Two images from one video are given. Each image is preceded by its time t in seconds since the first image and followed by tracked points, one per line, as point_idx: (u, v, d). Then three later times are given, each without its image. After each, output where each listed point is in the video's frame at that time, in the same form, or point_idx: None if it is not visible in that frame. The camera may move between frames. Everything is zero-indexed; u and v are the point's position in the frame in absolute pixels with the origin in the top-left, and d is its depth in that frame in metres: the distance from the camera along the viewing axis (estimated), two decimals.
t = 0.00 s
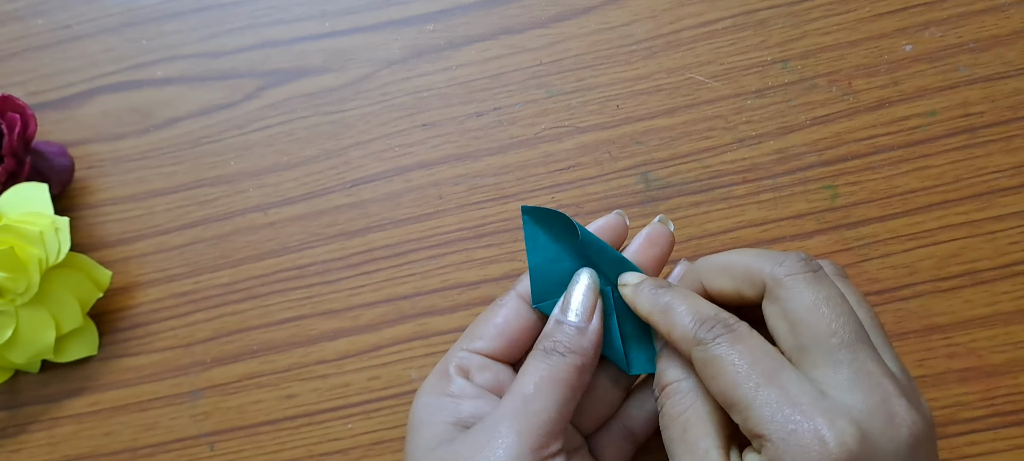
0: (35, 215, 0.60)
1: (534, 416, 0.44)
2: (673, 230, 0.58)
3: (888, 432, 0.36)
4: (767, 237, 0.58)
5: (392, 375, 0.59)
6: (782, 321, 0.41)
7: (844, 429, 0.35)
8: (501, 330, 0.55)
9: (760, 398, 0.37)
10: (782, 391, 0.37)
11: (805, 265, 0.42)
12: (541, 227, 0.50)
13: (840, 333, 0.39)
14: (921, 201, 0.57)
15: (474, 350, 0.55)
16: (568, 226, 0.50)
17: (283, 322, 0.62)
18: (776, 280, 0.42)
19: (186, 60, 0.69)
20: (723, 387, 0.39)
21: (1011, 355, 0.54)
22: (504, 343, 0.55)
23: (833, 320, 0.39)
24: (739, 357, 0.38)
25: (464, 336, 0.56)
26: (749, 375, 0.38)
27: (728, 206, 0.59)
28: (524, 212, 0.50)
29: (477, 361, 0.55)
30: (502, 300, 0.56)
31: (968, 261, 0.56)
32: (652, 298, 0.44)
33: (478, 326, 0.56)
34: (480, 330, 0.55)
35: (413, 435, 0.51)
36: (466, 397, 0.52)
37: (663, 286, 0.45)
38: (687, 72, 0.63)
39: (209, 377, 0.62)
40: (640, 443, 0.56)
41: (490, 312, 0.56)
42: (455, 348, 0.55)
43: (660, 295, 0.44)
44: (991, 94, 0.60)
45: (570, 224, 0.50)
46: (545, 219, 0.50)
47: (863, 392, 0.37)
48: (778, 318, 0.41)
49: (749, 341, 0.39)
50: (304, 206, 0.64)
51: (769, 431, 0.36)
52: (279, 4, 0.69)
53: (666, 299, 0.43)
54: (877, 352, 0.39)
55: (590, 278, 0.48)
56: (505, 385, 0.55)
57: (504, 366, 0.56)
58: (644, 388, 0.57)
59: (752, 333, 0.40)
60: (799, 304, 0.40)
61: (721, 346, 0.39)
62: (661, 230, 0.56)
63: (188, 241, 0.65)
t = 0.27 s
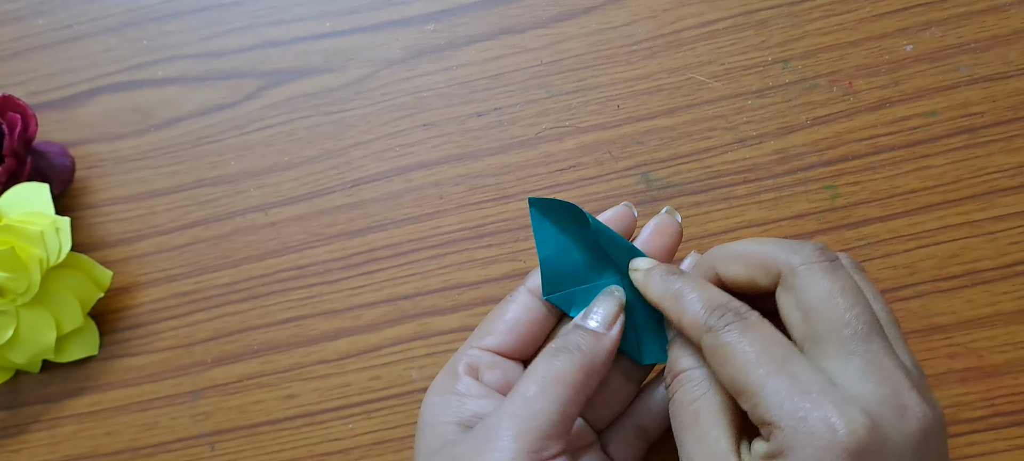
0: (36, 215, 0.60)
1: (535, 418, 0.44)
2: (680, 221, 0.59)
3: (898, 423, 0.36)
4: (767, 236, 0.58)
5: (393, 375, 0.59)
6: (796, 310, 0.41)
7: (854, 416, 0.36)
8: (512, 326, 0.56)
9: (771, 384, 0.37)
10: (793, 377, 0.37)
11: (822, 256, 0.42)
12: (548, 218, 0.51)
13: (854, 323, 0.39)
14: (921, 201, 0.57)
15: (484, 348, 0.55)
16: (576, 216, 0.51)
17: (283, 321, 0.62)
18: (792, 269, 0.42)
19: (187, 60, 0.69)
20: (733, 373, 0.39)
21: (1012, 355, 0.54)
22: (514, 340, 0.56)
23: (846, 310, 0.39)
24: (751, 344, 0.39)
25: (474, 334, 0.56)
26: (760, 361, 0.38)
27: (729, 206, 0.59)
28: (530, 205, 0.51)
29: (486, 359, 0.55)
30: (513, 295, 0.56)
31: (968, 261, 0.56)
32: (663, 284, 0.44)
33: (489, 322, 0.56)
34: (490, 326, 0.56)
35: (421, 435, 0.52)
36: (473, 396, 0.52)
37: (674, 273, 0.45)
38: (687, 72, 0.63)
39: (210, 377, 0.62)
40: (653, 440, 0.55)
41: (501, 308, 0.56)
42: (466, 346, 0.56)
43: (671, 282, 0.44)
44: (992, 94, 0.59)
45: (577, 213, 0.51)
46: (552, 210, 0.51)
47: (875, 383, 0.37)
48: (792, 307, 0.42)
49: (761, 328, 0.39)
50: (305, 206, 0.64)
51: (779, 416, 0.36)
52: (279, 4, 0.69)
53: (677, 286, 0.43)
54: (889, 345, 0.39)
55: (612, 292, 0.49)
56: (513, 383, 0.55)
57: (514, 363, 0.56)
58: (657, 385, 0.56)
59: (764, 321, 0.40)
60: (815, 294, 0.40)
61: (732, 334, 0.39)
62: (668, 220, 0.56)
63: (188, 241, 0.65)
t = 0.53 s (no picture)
0: (37, 215, 0.60)
1: (541, 409, 0.44)
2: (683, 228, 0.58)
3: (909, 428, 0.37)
4: (768, 236, 0.58)
5: (394, 375, 0.59)
6: (804, 314, 0.41)
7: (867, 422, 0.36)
8: (508, 328, 0.55)
9: (781, 387, 0.37)
10: (804, 381, 0.37)
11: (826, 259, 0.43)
12: (546, 215, 0.51)
13: (866, 326, 0.39)
14: (922, 201, 0.57)
15: (480, 348, 0.55)
16: (574, 214, 0.51)
17: (284, 322, 0.62)
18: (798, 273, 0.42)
19: (187, 60, 0.69)
20: (743, 376, 0.38)
21: (1012, 355, 0.54)
22: (510, 340, 0.55)
23: (856, 313, 0.40)
24: (761, 346, 0.38)
25: (471, 335, 0.56)
26: (771, 364, 0.38)
27: (729, 206, 0.59)
28: (530, 200, 0.51)
29: (482, 359, 0.55)
30: (511, 298, 0.56)
31: (969, 261, 0.56)
32: (667, 283, 0.44)
33: (485, 323, 0.56)
34: (487, 327, 0.56)
35: (418, 433, 0.51)
36: (470, 392, 0.52)
37: (678, 272, 0.44)
38: (688, 72, 0.63)
39: (210, 377, 0.62)
40: (652, 441, 0.56)
41: (498, 310, 0.56)
42: (462, 347, 0.56)
43: (675, 282, 0.43)
44: (993, 94, 0.59)
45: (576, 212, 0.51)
46: (551, 207, 0.51)
47: (885, 387, 0.37)
48: (798, 312, 0.42)
49: (771, 330, 0.39)
50: (305, 206, 0.64)
51: (792, 421, 0.36)
52: (280, 4, 0.69)
53: (682, 286, 0.43)
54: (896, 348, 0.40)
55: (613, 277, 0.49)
56: (508, 383, 0.55)
57: (510, 364, 0.56)
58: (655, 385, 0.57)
59: (771, 322, 0.40)
60: (824, 298, 0.41)
61: (740, 335, 0.39)
62: (670, 226, 0.55)
63: (189, 241, 0.65)
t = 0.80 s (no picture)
0: (37, 215, 0.60)
1: (519, 392, 0.44)
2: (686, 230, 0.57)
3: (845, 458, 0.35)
4: (768, 236, 0.58)
5: (394, 375, 0.59)
6: (752, 335, 0.40)
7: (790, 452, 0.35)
8: (514, 323, 0.55)
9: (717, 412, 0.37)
10: (733, 407, 0.37)
11: (780, 274, 0.40)
12: (549, 217, 0.52)
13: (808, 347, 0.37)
14: (923, 201, 0.57)
15: (484, 343, 0.55)
16: (576, 218, 0.51)
17: (284, 321, 0.62)
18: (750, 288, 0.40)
19: (188, 60, 0.69)
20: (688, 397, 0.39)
21: (1013, 355, 0.54)
22: (514, 335, 0.55)
23: (798, 334, 0.37)
24: (704, 368, 0.38)
25: (477, 330, 0.56)
26: (712, 388, 0.37)
27: (729, 206, 0.59)
28: (533, 203, 0.51)
29: (486, 354, 0.54)
30: (517, 293, 0.56)
31: (969, 261, 0.56)
32: (639, 298, 0.44)
33: (491, 318, 0.56)
34: (493, 323, 0.56)
35: (418, 427, 0.51)
36: (467, 386, 0.52)
37: (657, 286, 0.44)
38: (688, 72, 0.63)
39: (210, 377, 0.62)
40: (651, 440, 0.56)
41: (504, 305, 0.56)
42: (467, 341, 0.56)
43: (647, 297, 0.44)
44: (993, 94, 0.59)
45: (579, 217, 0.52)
46: (553, 211, 0.52)
47: (820, 414, 0.36)
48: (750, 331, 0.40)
49: (716, 351, 0.39)
50: (305, 206, 0.64)
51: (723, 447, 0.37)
52: (280, 4, 0.69)
53: (650, 302, 0.43)
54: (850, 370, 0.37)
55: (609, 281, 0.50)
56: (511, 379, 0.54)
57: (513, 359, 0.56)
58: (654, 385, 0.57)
59: (720, 341, 0.39)
60: (767, 317, 0.38)
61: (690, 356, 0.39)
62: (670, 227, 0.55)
63: (189, 241, 0.65)
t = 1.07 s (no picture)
0: (37, 215, 0.60)
1: (544, 399, 0.44)
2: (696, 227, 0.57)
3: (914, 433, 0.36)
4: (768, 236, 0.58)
5: (394, 374, 0.59)
6: (808, 313, 0.40)
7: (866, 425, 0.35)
8: (512, 318, 0.55)
9: (780, 389, 0.37)
10: (803, 384, 0.37)
11: (829, 256, 0.41)
12: (551, 210, 0.50)
13: (877, 325, 0.38)
14: (923, 201, 0.57)
15: (482, 338, 0.55)
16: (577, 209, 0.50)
17: (284, 321, 0.62)
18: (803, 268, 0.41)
19: (188, 60, 0.69)
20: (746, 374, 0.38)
21: (1013, 355, 0.54)
22: (512, 331, 0.55)
23: (861, 310, 0.39)
24: (758, 345, 0.38)
25: (473, 325, 0.56)
26: (774, 364, 0.38)
27: (730, 206, 0.59)
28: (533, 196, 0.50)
29: (483, 349, 0.55)
30: (514, 288, 0.56)
31: (969, 261, 0.56)
32: (668, 280, 0.44)
33: (488, 313, 0.56)
34: (489, 318, 0.56)
35: (419, 421, 0.51)
36: (471, 382, 0.52)
37: (679, 269, 0.44)
38: (688, 72, 0.63)
39: (211, 376, 0.62)
40: (649, 436, 0.56)
41: (501, 301, 0.56)
42: (463, 337, 0.56)
43: (676, 279, 0.44)
44: (993, 94, 0.59)
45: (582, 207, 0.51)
46: (554, 203, 0.50)
47: (894, 388, 0.36)
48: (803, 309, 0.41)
49: (772, 329, 0.39)
50: (305, 206, 0.64)
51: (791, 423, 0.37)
52: (280, 4, 0.69)
53: (683, 283, 0.43)
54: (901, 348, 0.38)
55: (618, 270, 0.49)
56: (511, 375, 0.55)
57: (511, 355, 0.56)
58: (655, 382, 0.57)
59: (773, 320, 0.40)
60: (826, 295, 0.39)
61: (741, 334, 0.39)
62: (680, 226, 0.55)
63: (189, 241, 0.65)
